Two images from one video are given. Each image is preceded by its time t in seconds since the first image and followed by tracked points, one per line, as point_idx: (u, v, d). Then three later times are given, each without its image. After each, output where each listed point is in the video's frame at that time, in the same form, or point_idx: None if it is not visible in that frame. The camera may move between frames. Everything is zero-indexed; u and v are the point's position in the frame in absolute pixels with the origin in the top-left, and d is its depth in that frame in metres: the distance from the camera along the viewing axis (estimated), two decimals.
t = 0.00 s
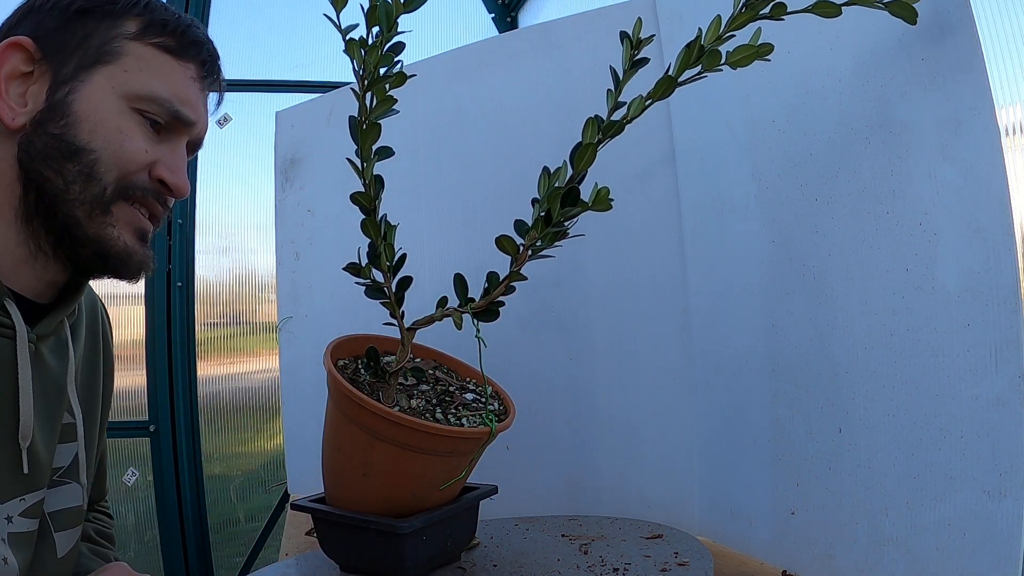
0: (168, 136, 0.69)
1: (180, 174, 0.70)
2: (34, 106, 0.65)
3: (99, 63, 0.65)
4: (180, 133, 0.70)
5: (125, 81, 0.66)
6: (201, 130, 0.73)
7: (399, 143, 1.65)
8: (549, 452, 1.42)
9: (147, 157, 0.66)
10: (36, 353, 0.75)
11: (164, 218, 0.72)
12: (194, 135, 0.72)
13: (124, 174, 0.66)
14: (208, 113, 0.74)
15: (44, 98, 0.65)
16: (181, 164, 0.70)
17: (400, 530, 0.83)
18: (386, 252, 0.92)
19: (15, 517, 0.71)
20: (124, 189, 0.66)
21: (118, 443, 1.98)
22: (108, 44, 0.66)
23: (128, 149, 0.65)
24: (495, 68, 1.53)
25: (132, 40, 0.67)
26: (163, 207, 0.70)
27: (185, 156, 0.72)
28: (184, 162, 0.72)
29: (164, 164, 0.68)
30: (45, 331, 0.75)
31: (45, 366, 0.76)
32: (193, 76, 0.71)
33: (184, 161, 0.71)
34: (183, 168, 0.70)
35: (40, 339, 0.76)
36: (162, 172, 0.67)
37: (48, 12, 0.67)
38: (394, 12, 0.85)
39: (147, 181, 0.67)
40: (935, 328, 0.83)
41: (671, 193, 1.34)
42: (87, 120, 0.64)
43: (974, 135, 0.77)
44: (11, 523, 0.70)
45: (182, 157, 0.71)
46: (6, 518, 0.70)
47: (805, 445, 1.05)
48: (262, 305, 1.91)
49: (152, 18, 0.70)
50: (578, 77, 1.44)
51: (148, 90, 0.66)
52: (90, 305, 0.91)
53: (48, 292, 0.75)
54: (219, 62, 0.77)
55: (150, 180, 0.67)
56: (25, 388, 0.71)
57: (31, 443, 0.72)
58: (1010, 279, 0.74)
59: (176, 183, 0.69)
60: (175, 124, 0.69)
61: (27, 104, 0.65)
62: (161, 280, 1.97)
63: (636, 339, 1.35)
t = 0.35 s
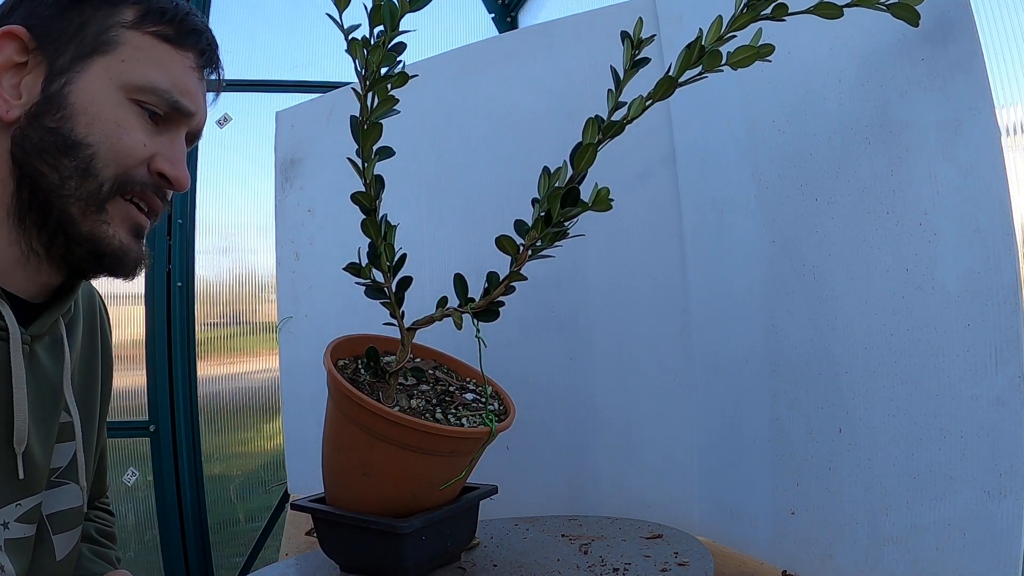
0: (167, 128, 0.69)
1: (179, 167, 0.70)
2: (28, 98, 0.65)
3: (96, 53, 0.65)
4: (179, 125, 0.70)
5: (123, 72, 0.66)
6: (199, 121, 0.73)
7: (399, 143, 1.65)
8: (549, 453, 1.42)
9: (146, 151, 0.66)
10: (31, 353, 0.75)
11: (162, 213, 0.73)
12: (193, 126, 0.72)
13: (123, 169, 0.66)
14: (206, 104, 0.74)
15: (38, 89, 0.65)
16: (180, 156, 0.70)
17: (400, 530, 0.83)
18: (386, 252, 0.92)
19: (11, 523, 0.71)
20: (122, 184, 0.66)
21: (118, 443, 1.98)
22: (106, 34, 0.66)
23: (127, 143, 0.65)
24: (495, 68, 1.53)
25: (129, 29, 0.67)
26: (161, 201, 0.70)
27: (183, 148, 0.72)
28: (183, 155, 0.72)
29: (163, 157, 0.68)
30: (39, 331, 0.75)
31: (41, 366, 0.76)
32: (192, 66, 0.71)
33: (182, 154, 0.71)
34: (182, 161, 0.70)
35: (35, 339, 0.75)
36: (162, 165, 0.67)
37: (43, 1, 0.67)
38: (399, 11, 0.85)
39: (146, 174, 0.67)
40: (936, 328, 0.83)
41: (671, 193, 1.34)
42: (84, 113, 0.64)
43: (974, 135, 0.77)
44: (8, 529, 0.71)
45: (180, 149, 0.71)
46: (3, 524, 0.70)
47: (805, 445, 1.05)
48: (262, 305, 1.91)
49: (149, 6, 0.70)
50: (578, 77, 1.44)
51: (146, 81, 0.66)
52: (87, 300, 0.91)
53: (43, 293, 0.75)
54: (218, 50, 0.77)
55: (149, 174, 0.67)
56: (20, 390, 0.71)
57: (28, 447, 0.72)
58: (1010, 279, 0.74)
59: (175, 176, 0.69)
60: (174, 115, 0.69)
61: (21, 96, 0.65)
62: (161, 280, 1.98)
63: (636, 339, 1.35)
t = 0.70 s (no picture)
0: (174, 128, 0.69)
1: (186, 168, 0.70)
2: (34, 96, 0.64)
3: (103, 51, 0.65)
4: (186, 125, 0.70)
5: (130, 70, 0.66)
6: (206, 121, 0.73)
7: (399, 143, 1.65)
8: (549, 453, 1.42)
9: (153, 152, 0.66)
10: (32, 354, 0.75)
11: (167, 214, 0.72)
12: (199, 127, 0.72)
13: (130, 170, 0.66)
14: (213, 103, 0.75)
15: (44, 87, 0.64)
16: (186, 157, 0.71)
17: (400, 530, 0.83)
18: (386, 252, 0.92)
19: (16, 527, 0.72)
20: (130, 185, 0.66)
21: (118, 443, 1.98)
22: (113, 32, 0.66)
23: (134, 144, 0.65)
24: (495, 68, 1.53)
25: (137, 27, 0.67)
26: (167, 203, 0.70)
27: (190, 149, 0.72)
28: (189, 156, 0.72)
29: (170, 158, 0.68)
30: (41, 332, 0.75)
31: (42, 366, 0.76)
32: (199, 65, 0.72)
33: (189, 155, 0.71)
34: (188, 162, 0.71)
35: (36, 340, 0.75)
36: (168, 166, 0.68)
37: None
38: (397, 12, 0.85)
39: (153, 176, 0.67)
40: (936, 328, 0.83)
41: (671, 194, 1.34)
42: (90, 112, 0.64)
43: (974, 135, 0.77)
44: (13, 534, 0.71)
45: (187, 150, 0.71)
46: (8, 529, 0.70)
47: (805, 445, 1.05)
48: (262, 305, 1.92)
49: (156, 4, 0.70)
50: (578, 77, 1.44)
51: (154, 80, 0.66)
52: (90, 297, 0.91)
53: (44, 294, 0.75)
54: (224, 48, 0.78)
55: (155, 175, 0.68)
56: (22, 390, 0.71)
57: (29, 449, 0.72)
58: (1010, 279, 0.74)
59: (182, 176, 0.69)
60: (182, 115, 0.69)
61: (26, 94, 0.64)
62: (161, 279, 1.97)
63: (636, 339, 1.35)
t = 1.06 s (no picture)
0: (179, 132, 0.69)
1: (191, 172, 0.70)
2: (37, 98, 0.64)
3: (109, 54, 0.65)
4: (191, 129, 0.70)
5: (136, 74, 0.66)
6: (212, 125, 0.73)
7: (399, 143, 1.65)
8: (549, 453, 1.42)
9: (158, 157, 0.66)
10: (39, 353, 0.75)
11: (174, 218, 0.72)
12: (204, 131, 0.72)
13: (135, 176, 0.66)
14: (218, 106, 0.74)
15: (48, 89, 0.64)
16: (191, 161, 0.71)
17: (400, 530, 0.83)
18: (386, 252, 0.92)
19: (23, 528, 0.72)
20: (135, 191, 0.66)
21: (118, 443, 1.98)
22: (119, 34, 0.66)
23: (139, 150, 0.65)
24: (495, 68, 1.53)
25: (143, 30, 0.67)
26: (174, 208, 0.71)
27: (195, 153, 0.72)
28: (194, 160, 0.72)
29: (174, 163, 0.68)
30: (47, 331, 0.75)
31: (46, 364, 0.76)
32: (205, 68, 0.71)
33: (194, 159, 0.71)
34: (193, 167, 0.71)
35: (42, 339, 0.76)
36: (173, 171, 0.68)
37: None
38: (399, 12, 0.85)
39: (158, 182, 0.67)
40: (935, 328, 0.83)
41: (671, 194, 1.34)
42: (96, 117, 0.64)
43: (975, 135, 0.77)
44: (19, 535, 0.71)
45: (192, 154, 0.71)
46: (14, 530, 0.71)
47: (805, 445, 1.05)
48: (262, 305, 1.92)
49: (163, 6, 0.70)
50: (578, 77, 1.44)
51: (159, 84, 0.66)
52: (94, 296, 0.91)
53: (46, 294, 0.75)
54: (229, 51, 0.77)
55: (160, 181, 0.68)
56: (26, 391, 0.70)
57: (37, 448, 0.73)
58: (1010, 279, 0.74)
59: (187, 181, 0.69)
60: (187, 120, 0.69)
61: (29, 95, 0.64)
62: (162, 280, 1.97)
63: (636, 339, 1.35)
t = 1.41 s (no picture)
0: (174, 132, 0.69)
1: (184, 173, 0.70)
2: (33, 96, 0.64)
3: (104, 53, 0.65)
4: (186, 129, 0.70)
5: (131, 73, 0.65)
6: (207, 125, 0.73)
7: (399, 143, 1.65)
8: (549, 453, 1.42)
9: (152, 158, 0.66)
10: (35, 353, 0.75)
11: (164, 219, 0.73)
12: (199, 131, 0.72)
13: (128, 177, 0.66)
14: (213, 107, 0.74)
15: (44, 89, 0.64)
16: (185, 162, 0.71)
17: (400, 530, 0.83)
18: (386, 252, 0.92)
19: (22, 527, 0.72)
20: (128, 192, 0.66)
21: (118, 444, 1.98)
22: (115, 34, 0.66)
23: (133, 150, 0.65)
24: (495, 68, 1.53)
25: (139, 29, 0.67)
26: (164, 209, 0.71)
27: (189, 153, 0.72)
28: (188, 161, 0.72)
29: (168, 163, 0.68)
30: (43, 331, 0.76)
31: (43, 364, 0.76)
32: (201, 68, 0.71)
33: (188, 160, 0.71)
34: (187, 167, 0.71)
35: (38, 339, 0.76)
36: (166, 172, 0.68)
37: None
38: (399, 13, 0.85)
39: (151, 182, 0.67)
40: (935, 328, 0.83)
41: (671, 194, 1.34)
42: (90, 116, 0.64)
43: (975, 135, 0.77)
44: (19, 534, 0.71)
45: (186, 154, 0.71)
46: (13, 529, 0.71)
47: (805, 445, 1.05)
48: (262, 305, 1.92)
49: (161, 6, 0.70)
50: (578, 77, 1.44)
51: (155, 85, 0.66)
52: (90, 296, 0.91)
53: (43, 292, 0.75)
54: (226, 51, 0.78)
55: (153, 181, 0.68)
56: (24, 392, 0.70)
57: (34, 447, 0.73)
58: (1010, 279, 0.74)
59: (180, 182, 0.69)
60: (182, 120, 0.69)
61: (25, 94, 0.64)
62: (161, 280, 1.97)
63: (636, 339, 1.35)
